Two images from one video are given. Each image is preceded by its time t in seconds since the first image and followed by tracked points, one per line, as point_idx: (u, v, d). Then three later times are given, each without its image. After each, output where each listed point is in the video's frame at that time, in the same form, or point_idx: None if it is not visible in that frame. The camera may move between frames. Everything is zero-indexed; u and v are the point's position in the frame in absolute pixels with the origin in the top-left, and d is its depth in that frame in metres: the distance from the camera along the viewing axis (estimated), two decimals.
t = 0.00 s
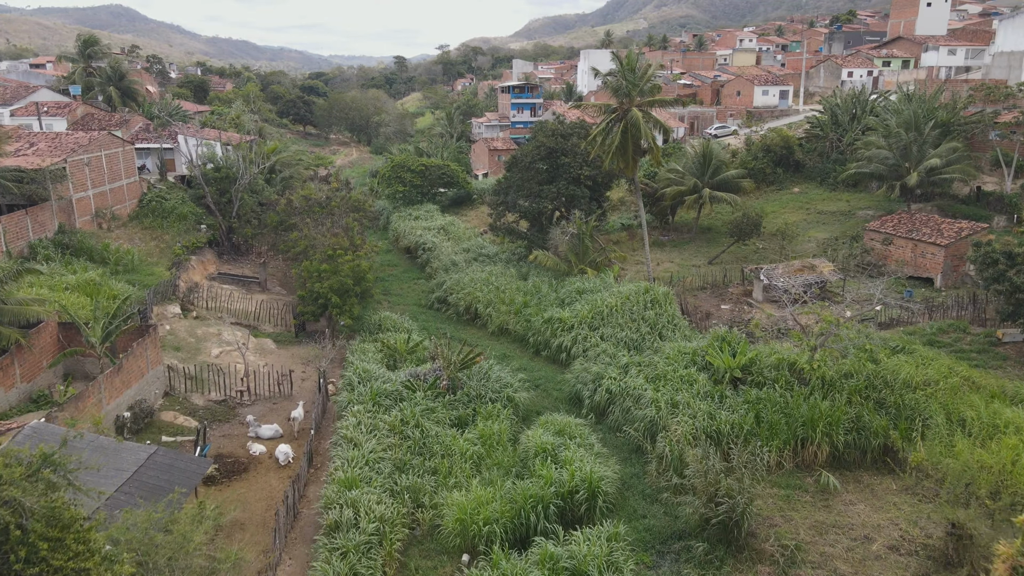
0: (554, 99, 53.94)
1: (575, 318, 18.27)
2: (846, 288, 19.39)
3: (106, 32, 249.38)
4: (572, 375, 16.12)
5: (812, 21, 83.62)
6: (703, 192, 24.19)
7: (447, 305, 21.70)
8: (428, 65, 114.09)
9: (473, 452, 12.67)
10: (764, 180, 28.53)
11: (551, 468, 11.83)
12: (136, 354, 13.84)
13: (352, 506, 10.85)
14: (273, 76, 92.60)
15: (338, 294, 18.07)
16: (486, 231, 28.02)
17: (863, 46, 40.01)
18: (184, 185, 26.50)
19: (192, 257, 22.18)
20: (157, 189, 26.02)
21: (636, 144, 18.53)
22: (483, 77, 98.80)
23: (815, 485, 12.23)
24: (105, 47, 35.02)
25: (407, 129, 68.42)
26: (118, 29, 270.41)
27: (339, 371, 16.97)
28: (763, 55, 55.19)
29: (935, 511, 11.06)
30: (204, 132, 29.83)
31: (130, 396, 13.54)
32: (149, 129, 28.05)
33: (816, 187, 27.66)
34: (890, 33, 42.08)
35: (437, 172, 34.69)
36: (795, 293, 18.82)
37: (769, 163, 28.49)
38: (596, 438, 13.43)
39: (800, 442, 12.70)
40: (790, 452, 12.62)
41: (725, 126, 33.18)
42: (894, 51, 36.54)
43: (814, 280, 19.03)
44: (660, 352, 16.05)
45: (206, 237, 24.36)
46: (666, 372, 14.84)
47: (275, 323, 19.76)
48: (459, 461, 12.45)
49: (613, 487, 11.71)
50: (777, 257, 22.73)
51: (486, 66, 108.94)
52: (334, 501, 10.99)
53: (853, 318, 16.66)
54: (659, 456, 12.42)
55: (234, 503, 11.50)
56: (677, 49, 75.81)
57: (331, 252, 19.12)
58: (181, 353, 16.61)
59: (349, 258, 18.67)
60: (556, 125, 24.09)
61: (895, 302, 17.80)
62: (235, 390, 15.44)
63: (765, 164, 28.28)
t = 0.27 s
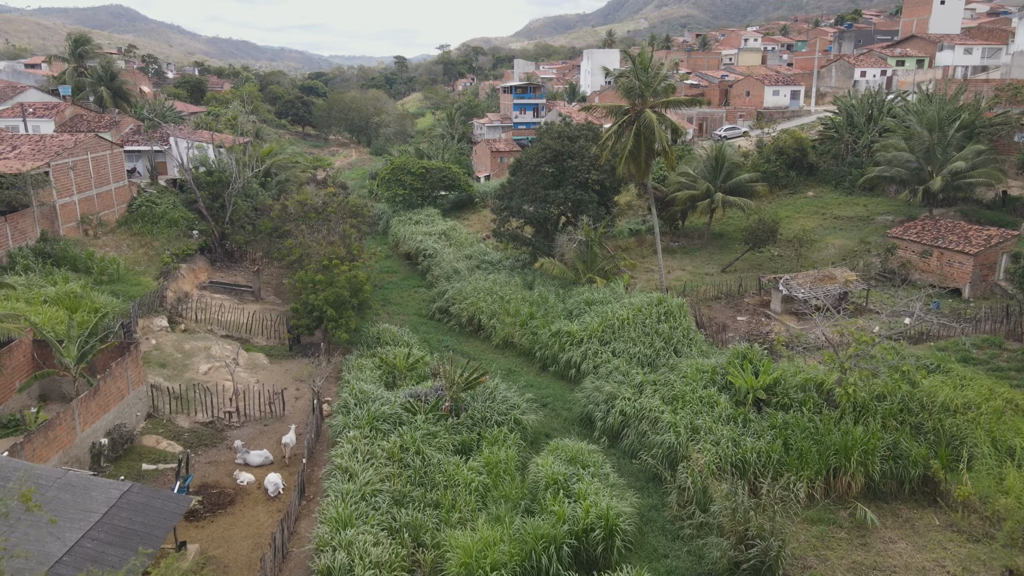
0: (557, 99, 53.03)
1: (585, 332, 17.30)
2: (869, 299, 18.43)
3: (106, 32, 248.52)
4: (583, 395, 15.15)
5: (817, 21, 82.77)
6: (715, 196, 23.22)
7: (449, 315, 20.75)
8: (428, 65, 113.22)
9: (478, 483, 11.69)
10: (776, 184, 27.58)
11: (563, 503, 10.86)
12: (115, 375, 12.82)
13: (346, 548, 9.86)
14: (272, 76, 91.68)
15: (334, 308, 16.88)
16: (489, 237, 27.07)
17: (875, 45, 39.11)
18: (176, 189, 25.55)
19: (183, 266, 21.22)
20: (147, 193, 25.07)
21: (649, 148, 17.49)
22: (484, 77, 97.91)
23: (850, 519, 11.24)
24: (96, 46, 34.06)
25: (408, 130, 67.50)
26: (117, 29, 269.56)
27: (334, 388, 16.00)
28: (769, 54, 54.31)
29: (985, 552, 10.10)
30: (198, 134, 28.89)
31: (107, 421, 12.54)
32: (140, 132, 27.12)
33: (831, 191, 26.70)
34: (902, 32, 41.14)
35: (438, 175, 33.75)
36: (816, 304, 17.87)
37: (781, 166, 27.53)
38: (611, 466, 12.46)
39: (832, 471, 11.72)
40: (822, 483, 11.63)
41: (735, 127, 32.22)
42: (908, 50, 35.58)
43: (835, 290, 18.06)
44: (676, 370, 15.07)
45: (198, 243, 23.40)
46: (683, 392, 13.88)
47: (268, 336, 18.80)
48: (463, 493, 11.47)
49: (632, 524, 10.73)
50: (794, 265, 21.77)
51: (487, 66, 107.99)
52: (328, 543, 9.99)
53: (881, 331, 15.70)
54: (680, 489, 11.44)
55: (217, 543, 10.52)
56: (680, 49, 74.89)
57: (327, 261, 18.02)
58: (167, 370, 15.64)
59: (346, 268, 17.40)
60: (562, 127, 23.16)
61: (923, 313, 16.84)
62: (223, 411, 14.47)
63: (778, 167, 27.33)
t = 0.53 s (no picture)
0: (562, 99, 52.08)
1: (594, 347, 16.32)
2: (895, 312, 17.45)
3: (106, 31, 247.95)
4: (594, 417, 14.16)
5: (824, 20, 81.81)
6: (729, 201, 22.21)
7: (450, 327, 19.79)
8: (430, 65, 112.33)
9: (483, 520, 10.70)
10: (790, 188, 26.59)
11: (577, 546, 9.89)
12: (89, 400, 11.83)
13: None
14: (272, 75, 90.79)
15: (329, 323, 15.83)
16: (492, 243, 26.12)
17: (889, 44, 38.13)
18: (167, 194, 24.60)
19: (172, 274, 20.25)
20: (137, 198, 24.12)
21: (663, 152, 16.47)
22: (486, 77, 96.96)
23: (891, 562, 10.24)
24: (88, 45, 33.10)
25: (409, 131, 66.60)
26: (119, 29, 269.03)
27: (328, 408, 15.04)
28: (776, 54, 53.48)
29: None
30: (191, 136, 27.95)
31: (77, 452, 11.54)
32: (130, 133, 26.17)
33: (848, 196, 25.71)
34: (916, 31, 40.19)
35: (440, 178, 32.83)
36: (841, 318, 16.87)
37: (796, 169, 26.54)
38: (627, 500, 11.47)
39: (869, 507, 10.73)
40: (859, 521, 10.64)
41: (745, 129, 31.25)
42: (924, 49, 34.60)
43: (861, 302, 17.06)
44: (693, 391, 14.08)
45: (189, 250, 22.44)
46: (703, 416, 12.89)
47: (260, 349, 17.83)
48: (466, 532, 10.48)
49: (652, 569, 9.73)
50: (812, 274, 20.77)
51: (489, 66, 106.98)
52: None
53: (913, 349, 14.71)
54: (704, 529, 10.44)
55: None
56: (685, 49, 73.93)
57: (322, 271, 17.00)
58: (150, 389, 14.67)
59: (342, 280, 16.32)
60: (569, 129, 22.21)
61: (955, 328, 15.85)
62: (208, 435, 13.49)
63: (793, 170, 26.34)
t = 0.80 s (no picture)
0: (565, 100, 51.13)
1: (602, 364, 15.33)
2: (921, 325, 16.44)
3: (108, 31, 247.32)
4: (602, 442, 13.18)
5: (831, 19, 80.81)
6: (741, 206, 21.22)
7: (449, 339, 18.83)
8: (432, 65, 111.48)
9: (482, 564, 9.72)
10: (804, 192, 25.58)
11: None
12: (53, 428, 10.86)
13: None
14: (273, 75, 89.94)
15: (319, 338, 14.84)
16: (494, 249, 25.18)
17: (901, 43, 37.12)
18: (156, 198, 23.68)
19: (157, 283, 19.28)
20: (124, 203, 23.19)
21: (676, 156, 15.46)
22: (489, 77, 95.97)
23: None
24: (79, 44, 32.20)
25: (410, 131, 65.66)
26: (121, 29, 268.60)
27: (318, 429, 14.07)
28: (785, 54, 52.42)
29: None
30: (183, 138, 27.02)
31: (39, 484, 10.58)
32: (119, 135, 25.24)
33: (864, 200, 24.68)
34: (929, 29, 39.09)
35: (441, 181, 31.87)
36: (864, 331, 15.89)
37: (809, 173, 25.53)
38: (639, 539, 10.48)
39: (908, 550, 9.73)
40: (897, 566, 9.64)
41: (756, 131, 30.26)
42: (940, 48, 33.53)
43: (885, 314, 16.05)
44: (709, 414, 13.09)
45: (178, 257, 21.49)
46: (721, 443, 11.90)
47: (248, 364, 16.87)
48: None
49: None
50: (830, 283, 19.74)
51: (492, 66, 105.95)
52: None
53: (945, 368, 13.70)
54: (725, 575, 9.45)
55: None
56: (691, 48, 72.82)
57: (312, 283, 16.01)
58: (127, 411, 13.69)
59: (333, 292, 15.34)
60: (575, 131, 21.23)
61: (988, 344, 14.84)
62: (186, 461, 12.50)
63: (806, 174, 25.35)
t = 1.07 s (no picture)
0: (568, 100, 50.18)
1: (607, 382, 14.36)
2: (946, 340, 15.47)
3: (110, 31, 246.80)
4: (607, 469, 12.21)
5: (837, 18, 79.77)
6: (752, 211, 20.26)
7: (445, 353, 17.89)
8: (434, 65, 110.50)
9: None
10: (816, 196, 24.60)
11: None
12: (6, 459, 9.92)
13: None
14: (273, 75, 89.02)
15: (303, 355, 13.80)
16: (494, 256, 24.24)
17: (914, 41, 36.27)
18: (142, 202, 22.76)
19: (139, 293, 18.35)
20: (108, 207, 22.28)
21: (686, 161, 14.47)
22: (491, 77, 95.00)
23: None
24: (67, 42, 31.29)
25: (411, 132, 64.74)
26: (124, 29, 268.49)
27: (302, 454, 13.14)
28: (792, 53, 51.47)
29: None
30: (171, 139, 26.10)
31: None
32: (104, 137, 24.35)
33: (879, 205, 23.70)
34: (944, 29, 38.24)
35: (439, 184, 30.95)
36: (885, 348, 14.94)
37: (821, 176, 24.57)
38: None
39: None
40: None
41: (764, 132, 29.31)
42: (955, 47, 32.63)
43: (908, 328, 15.09)
44: (723, 441, 12.11)
45: (162, 265, 20.58)
46: (737, 475, 10.92)
47: (231, 380, 15.93)
48: None
49: None
50: (846, 293, 18.75)
51: (494, 66, 105.01)
52: None
53: (976, 389, 12.73)
54: None
55: None
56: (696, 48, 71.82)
57: (298, 295, 15.03)
58: (96, 434, 12.76)
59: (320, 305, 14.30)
60: (578, 133, 20.27)
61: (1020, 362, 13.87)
62: (156, 491, 11.56)
63: (818, 177, 24.37)
